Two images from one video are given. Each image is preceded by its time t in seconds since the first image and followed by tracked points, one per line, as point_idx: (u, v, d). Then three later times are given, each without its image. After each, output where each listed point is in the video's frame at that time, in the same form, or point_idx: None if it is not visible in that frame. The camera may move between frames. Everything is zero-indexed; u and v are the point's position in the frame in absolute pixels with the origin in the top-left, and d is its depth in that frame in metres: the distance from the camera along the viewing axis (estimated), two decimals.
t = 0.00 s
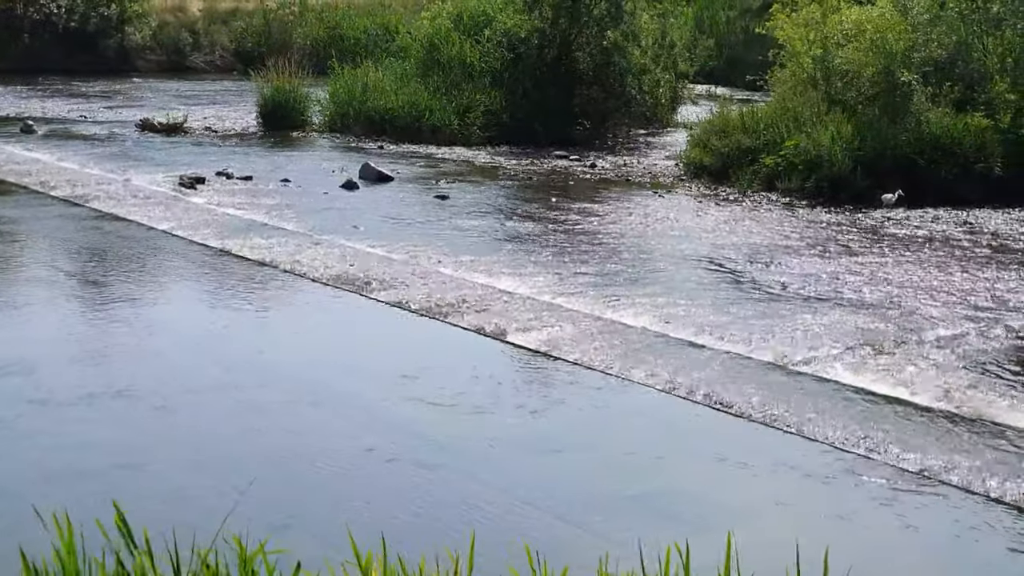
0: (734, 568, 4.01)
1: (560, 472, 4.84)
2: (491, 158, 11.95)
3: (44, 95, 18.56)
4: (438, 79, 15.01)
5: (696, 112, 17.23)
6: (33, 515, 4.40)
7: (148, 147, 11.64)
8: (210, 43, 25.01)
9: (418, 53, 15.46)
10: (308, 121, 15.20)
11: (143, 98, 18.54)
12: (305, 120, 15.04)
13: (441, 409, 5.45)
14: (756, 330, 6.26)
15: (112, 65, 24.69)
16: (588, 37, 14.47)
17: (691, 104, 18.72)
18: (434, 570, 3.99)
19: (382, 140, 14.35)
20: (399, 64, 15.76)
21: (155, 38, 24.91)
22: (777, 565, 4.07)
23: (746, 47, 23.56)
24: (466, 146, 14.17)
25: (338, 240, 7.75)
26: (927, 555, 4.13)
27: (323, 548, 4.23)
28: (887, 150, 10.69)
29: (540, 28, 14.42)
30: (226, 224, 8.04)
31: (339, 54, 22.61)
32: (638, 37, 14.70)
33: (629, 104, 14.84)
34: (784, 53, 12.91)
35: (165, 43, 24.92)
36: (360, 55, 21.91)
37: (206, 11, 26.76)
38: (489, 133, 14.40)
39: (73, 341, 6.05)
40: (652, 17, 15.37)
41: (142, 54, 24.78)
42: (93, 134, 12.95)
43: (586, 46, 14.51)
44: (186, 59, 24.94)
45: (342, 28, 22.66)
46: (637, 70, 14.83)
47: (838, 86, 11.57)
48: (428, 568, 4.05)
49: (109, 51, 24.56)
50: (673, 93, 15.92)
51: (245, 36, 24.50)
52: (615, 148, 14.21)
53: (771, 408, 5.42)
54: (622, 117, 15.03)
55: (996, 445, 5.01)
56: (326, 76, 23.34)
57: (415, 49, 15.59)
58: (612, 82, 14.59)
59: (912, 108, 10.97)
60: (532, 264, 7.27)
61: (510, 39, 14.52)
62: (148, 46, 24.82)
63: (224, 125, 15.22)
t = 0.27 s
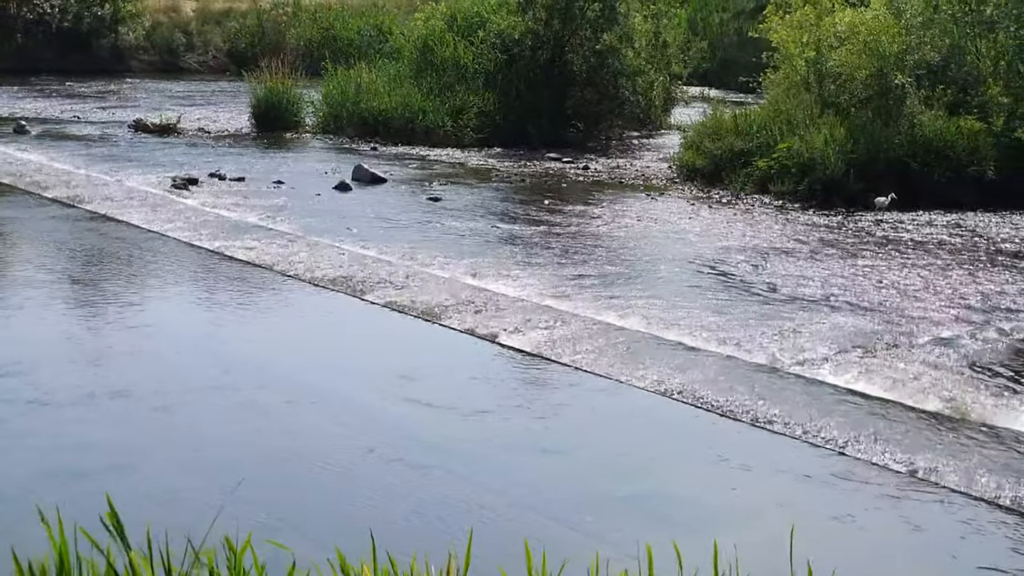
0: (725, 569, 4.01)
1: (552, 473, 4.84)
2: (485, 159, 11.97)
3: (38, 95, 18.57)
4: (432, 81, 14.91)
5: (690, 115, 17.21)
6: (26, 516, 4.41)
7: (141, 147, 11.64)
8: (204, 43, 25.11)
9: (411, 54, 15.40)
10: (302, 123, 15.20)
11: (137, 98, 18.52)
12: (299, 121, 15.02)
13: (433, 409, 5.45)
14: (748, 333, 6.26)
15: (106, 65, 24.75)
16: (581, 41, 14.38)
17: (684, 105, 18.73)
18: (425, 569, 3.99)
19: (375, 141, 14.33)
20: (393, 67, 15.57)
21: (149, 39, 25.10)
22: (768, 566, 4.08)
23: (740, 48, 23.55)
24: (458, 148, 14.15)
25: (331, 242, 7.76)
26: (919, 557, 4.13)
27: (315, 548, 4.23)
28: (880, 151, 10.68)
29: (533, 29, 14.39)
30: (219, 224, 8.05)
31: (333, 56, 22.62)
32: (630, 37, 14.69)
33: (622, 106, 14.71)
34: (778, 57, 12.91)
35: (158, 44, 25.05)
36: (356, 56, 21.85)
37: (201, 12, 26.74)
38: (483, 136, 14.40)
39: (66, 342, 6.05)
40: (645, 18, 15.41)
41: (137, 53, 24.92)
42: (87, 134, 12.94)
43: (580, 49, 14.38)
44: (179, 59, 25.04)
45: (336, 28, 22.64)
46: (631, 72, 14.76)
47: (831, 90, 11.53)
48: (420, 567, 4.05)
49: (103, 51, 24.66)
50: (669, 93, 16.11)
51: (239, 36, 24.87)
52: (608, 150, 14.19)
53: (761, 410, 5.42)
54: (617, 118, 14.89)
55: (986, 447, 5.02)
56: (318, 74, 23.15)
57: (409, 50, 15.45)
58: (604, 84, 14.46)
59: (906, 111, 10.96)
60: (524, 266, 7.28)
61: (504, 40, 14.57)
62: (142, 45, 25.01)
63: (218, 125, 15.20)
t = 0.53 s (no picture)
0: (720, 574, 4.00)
1: (547, 478, 4.84)
2: (476, 164, 11.96)
3: (28, 101, 18.54)
4: (423, 86, 14.84)
5: (682, 120, 17.31)
6: (16, 522, 4.38)
7: (132, 153, 11.63)
8: (195, 50, 25.58)
9: (403, 58, 15.31)
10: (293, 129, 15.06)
11: (127, 104, 18.51)
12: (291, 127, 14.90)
13: (428, 415, 5.44)
14: (741, 337, 6.27)
15: (96, 71, 25.12)
16: (575, 44, 14.38)
17: (675, 110, 18.78)
18: None
19: (366, 147, 14.29)
20: (385, 72, 15.48)
21: (140, 44, 25.41)
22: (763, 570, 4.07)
23: (731, 53, 23.60)
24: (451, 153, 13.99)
25: (323, 247, 7.75)
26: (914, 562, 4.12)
27: (307, 555, 4.22)
28: (870, 156, 10.71)
29: (524, 35, 14.47)
30: (210, 230, 8.03)
31: (326, 62, 22.59)
32: (622, 42, 14.70)
33: (613, 110, 14.55)
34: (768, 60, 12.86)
35: (149, 50, 25.48)
36: (350, 59, 21.70)
37: (190, 19, 26.73)
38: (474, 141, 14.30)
39: (58, 348, 6.03)
40: (635, 22, 15.46)
41: (129, 60, 25.27)
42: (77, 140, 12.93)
43: (572, 53, 14.41)
44: (171, 64, 25.47)
45: (327, 33, 22.60)
46: (622, 76, 14.75)
47: (822, 94, 11.64)
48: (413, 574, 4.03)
49: (94, 57, 25.00)
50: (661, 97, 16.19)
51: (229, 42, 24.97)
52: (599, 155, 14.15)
53: (754, 414, 5.43)
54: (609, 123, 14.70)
55: (979, 449, 5.03)
56: (311, 81, 22.99)
57: (402, 57, 15.38)
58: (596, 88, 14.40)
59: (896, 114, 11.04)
60: (515, 271, 7.27)
61: (495, 45, 14.60)
62: (134, 52, 25.31)
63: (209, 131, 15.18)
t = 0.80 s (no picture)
0: None
1: (538, 491, 4.83)
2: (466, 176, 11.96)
3: (17, 113, 18.54)
4: (413, 98, 14.82)
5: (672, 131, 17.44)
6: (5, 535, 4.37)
7: (122, 165, 11.61)
8: (186, 61, 25.91)
9: (393, 70, 15.30)
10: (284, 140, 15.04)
11: (116, 116, 18.51)
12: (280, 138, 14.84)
13: (418, 428, 5.43)
14: (732, 350, 6.26)
15: (85, 83, 25.23)
16: (565, 56, 14.37)
17: (665, 122, 18.86)
18: None
19: (357, 158, 14.29)
20: (375, 83, 15.41)
21: (130, 57, 25.65)
22: None
23: (721, 64, 23.69)
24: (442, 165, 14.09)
25: (313, 260, 7.75)
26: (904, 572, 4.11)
27: (297, 567, 4.20)
28: (860, 168, 10.68)
29: (515, 46, 14.42)
30: (200, 243, 8.03)
31: (313, 72, 22.48)
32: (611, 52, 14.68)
33: (603, 122, 14.47)
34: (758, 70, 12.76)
35: (139, 61, 25.73)
36: (340, 69, 21.59)
37: (181, 30, 26.71)
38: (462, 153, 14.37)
39: (48, 361, 6.03)
40: (626, 34, 15.45)
41: (118, 71, 25.46)
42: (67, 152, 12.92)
43: (562, 64, 14.39)
44: (161, 76, 25.79)
45: (317, 44, 22.57)
46: (611, 87, 14.68)
47: (813, 105, 11.68)
48: None
49: (84, 69, 25.12)
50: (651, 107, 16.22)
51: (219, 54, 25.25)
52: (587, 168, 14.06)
53: (745, 427, 5.42)
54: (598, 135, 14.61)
55: (969, 461, 5.02)
56: (301, 92, 23.10)
57: (393, 67, 15.31)
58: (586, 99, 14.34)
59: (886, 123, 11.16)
60: (504, 283, 7.28)
61: (484, 57, 14.59)
62: (124, 63, 25.54)
63: (199, 143, 15.15)
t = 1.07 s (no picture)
0: None
1: (533, 509, 4.56)
2: (461, 181, 11.72)
3: (4, 113, 18.26)
4: (406, 97, 14.43)
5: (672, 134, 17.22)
6: None
7: (109, 167, 11.36)
8: (170, 59, 25.34)
9: (384, 68, 14.89)
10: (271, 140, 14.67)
11: (98, 115, 18.23)
12: (266, 140, 14.47)
13: (408, 442, 5.17)
14: (734, 362, 6.00)
15: (66, 79, 24.94)
16: (563, 55, 14.07)
17: (666, 124, 18.62)
18: None
19: (346, 161, 13.92)
20: (365, 83, 15.07)
21: (111, 53, 25.20)
22: None
23: (726, 66, 23.40)
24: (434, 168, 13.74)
25: (300, 266, 7.51)
26: None
27: None
28: (870, 174, 10.43)
29: (511, 46, 14.09)
30: (184, 248, 7.80)
31: (303, 72, 22.06)
32: (611, 51, 14.46)
33: (604, 124, 14.29)
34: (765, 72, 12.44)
35: (121, 59, 25.19)
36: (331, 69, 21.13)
37: (165, 27, 26.13)
38: (456, 155, 14.08)
39: (23, 370, 5.78)
40: (625, 33, 15.14)
41: (98, 69, 25.07)
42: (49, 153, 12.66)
43: (560, 64, 14.10)
44: (143, 74, 25.25)
45: (306, 43, 21.99)
46: (612, 89, 14.44)
47: (821, 108, 11.38)
48: None
49: (64, 66, 24.81)
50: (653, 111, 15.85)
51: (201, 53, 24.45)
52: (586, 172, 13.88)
53: (747, 443, 5.15)
54: (597, 138, 14.42)
55: (986, 481, 4.76)
56: (288, 91, 22.62)
57: (383, 64, 14.93)
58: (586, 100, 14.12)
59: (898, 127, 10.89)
60: (498, 292, 7.03)
61: (480, 57, 14.23)
62: (104, 61, 25.11)
63: (187, 142, 14.85)
